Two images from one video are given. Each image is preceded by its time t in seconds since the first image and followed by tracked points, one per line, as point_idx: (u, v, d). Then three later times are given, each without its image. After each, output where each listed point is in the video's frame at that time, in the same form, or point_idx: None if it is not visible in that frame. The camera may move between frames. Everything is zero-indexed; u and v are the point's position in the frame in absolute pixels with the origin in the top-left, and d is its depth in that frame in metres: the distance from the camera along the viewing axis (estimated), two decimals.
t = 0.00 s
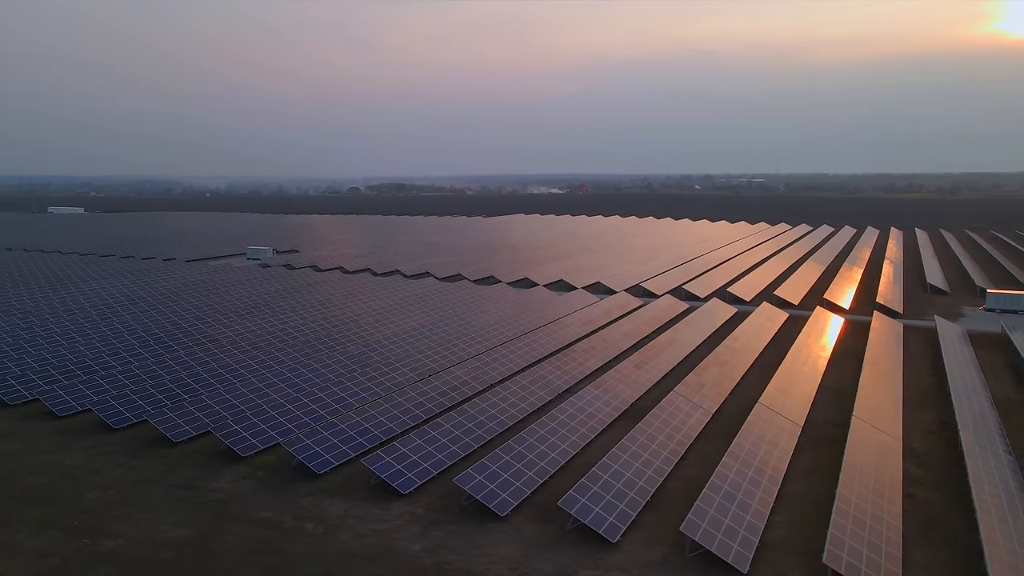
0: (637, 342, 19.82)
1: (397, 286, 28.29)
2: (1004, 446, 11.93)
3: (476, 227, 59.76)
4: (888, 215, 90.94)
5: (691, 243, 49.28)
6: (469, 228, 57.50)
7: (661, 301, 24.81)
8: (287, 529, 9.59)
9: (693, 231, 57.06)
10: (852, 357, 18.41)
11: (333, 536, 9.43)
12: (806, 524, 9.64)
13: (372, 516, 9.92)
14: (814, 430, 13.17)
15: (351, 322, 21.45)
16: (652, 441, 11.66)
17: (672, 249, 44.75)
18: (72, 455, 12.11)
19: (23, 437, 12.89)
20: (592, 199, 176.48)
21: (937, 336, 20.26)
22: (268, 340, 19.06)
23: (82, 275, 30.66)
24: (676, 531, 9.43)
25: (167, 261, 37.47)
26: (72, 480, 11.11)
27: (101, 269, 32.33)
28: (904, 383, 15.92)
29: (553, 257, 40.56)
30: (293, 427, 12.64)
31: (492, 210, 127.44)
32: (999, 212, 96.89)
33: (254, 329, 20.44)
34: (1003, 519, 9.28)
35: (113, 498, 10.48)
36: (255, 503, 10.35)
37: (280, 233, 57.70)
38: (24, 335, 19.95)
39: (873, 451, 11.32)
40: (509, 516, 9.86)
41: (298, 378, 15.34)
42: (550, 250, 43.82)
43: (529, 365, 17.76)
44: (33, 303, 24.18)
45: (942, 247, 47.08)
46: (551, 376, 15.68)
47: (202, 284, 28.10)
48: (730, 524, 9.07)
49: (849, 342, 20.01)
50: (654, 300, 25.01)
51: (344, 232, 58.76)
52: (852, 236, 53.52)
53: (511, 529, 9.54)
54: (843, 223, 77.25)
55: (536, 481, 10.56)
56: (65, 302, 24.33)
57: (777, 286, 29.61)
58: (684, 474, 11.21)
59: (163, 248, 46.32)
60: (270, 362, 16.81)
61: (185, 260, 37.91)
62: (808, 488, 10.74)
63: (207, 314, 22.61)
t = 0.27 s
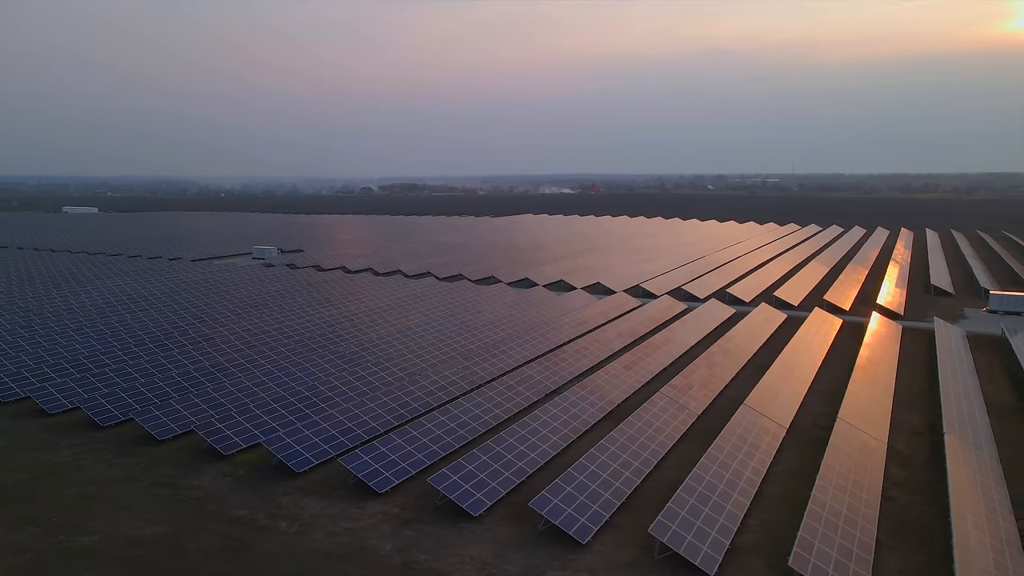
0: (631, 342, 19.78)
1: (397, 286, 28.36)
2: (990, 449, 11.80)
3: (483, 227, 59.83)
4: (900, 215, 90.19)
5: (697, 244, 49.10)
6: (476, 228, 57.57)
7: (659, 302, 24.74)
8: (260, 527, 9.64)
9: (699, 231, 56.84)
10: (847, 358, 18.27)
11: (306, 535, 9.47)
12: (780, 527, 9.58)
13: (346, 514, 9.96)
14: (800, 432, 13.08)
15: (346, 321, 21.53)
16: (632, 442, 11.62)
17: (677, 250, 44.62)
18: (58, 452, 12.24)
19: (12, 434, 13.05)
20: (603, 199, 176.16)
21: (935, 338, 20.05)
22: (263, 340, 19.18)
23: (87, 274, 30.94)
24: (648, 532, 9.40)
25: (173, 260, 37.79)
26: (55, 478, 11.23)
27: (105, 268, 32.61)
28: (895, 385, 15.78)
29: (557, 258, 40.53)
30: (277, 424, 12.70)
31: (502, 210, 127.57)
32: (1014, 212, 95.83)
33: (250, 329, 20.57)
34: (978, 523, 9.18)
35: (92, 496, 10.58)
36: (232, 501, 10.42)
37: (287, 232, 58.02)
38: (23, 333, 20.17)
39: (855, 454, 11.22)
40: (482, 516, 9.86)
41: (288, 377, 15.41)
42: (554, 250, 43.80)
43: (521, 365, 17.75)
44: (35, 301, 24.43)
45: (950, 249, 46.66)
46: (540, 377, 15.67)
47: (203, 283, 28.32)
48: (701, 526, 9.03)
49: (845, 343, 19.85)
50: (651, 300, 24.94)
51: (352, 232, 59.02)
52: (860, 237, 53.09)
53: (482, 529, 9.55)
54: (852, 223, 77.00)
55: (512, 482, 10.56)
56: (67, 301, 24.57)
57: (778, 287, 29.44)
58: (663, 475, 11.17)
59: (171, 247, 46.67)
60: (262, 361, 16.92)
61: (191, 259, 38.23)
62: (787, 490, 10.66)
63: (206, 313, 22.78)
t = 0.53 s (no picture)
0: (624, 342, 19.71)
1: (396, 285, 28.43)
2: (974, 453, 11.66)
3: (490, 227, 59.91)
4: (913, 215, 89.11)
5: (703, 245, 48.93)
6: (483, 228, 57.65)
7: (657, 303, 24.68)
8: (234, 525, 9.71)
9: (706, 232, 56.62)
10: (841, 360, 18.14)
11: (278, 533, 9.52)
12: (754, 529, 9.51)
13: (321, 513, 10.00)
14: (786, 433, 12.98)
15: (341, 321, 21.60)
16: (612, 443, 11.57)
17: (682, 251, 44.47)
18: (44, 449, 12.38)
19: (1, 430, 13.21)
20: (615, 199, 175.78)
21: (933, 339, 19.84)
22: (257, 339, 19.28)
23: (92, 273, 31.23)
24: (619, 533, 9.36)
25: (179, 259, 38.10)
26: (39, 474, 11.36)
27: (110, 267, 32.91)
28: (887, 386, 15.64)
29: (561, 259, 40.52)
30: (261, 421, 12.74)
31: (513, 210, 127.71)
32: None
33: (246, 328, 20.66)
34: (953, 527, 9.08)
35: (73, 493, 10.70)
36: (209, 498, 10.49)
37: (296, 232, 58.33)
38: (23, 331, 20.35)
39: (836, 457, 11.12)
40: (455, 515, 9.85)
41: (277, 375, 15.47)
42: (558, 250, 43.79)
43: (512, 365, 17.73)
44: (37, 300, 24.67)
45: (959, 250, 46.19)
46: (527, 378, 15.65)
47: (205, 282, 28.49)
48: (671, 528, 8.99)
49: (842, 345, 19.70)
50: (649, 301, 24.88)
51: (359, 232, 59.27)
52: (869, 237, 52.69)
53: (454, 528, 9.56)
54: (863, 224, 76.41)
55: (488, 481, 10.55)
56: (69, 300, 24.81)
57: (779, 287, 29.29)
58: (641, 476, 11.12)
59: (179, 246, 47.06)
60: (253, 359, 17.01)
61: (197, 258, 38.54)
62: (765, 492, 10.58)
63: (204, 312, 22.90)
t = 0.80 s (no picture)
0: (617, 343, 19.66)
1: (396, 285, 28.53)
2: (959, 455, 11.54)
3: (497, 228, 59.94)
4: (925, 216, 88.28)
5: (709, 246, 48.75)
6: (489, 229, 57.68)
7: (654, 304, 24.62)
8: (210, 523, 9.78)
9: (712, 234, 56.42)
10: (835, 361, 18.01)
11: (252, 531, 9.58)
12: (727, 531, 9.46)
13: (297, 511, 10.06)
14: (771, 434, 12.90)
15: (337, 320, 21.69)
16: (592, 444, 11.56)
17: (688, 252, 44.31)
18: (32, 446, 12.52)
19: None
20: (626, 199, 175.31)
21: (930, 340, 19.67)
22: (251, 338, 19.41)
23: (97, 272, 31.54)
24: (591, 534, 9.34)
25: (184, 258, 38.39)
26: (24, 471, 11.48)
27: (116, 266, 33.22)
28: (877, 388, 15.52)
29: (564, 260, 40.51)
30: (245, 420, 12.82)
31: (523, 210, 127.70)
32: None
33: (241, 327, 20.79)
34: (927, 532, 8.98)
35: (55, 489, 10.81)
36: (188, 496, 10.57)
37: (303, 232, 58.58)
38: (21, 328, 20.56)
39: (816, 459, 11.05)
40: (429, 515, 9.88)
41: (266, 375, 15.57)
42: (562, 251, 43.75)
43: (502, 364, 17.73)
44: (40, 298, 24.93)
45: (967, 250, 45.77)
46: (515, 380, 15.65)
47: (206, 281, 28.68)
48: (641, 529, 8.96)
49: (837, 346, 19.56)
50: (647, 302, 24.81)
51: (366, 232, 59.48)
52: (877, 239, 52.26)
53: (427, 528, 9.58)
54: (874, 224, 75.77)
55: (464, 481, 10.57)
56: (71, 298, 25.06)
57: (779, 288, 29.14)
58: (619, 477, 11.10)
59: (187, 246, 47.40)
60: (244, 359, 17.11)
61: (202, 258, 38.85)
62: (743, 494, 10.52)
63: (202, 311, 23.06)
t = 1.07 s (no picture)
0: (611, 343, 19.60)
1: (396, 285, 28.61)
2: (942, 458, 11.42)
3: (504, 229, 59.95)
4: (939, 216, 87.35)
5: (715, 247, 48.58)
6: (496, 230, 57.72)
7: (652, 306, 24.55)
8: (185, 521, 9.86)
9: (719, 235, 56.19)
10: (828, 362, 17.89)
11: (226, 528, 9.66)
12: (699, 533, 9.42)
13: (272, 510, 10.12)
14: (755, 436, 12.83)
15: (333, 320, 21.79)
16: (571, 445, 11.55)
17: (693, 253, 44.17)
18: (20, 443, 12.67)
19: None
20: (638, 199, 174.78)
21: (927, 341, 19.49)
22: (246, 336, 19.55)
23: (102, 271, 31.84)
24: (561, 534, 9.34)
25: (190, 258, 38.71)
26: (9, 467, 11.62)
27: (121, 266, 33.54)
28: (867, 389, 15.39)
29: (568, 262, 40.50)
30: (231, 418, 12.91)
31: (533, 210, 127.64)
32: None
33: (238, 326, 20.93)
34: (899, 535, 8.88)
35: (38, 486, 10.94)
36: (167, 494, 10.67)
37: (312, 232, 58.84)
38: (22, 326, 20.81)
39: (795, 462, 10.99)
40: (403, 514, 9.90)
41: (256, 373, 15.66)
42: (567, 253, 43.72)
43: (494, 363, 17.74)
44: (42, 296, 25.20)
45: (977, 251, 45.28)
46: (503, 380, 15.65)
47: (208, 279, 28.90)
48: (610, 530, 8.94)
49: (833, 347, 19.42)
50: (645, 303, 24.74)
51: (374, 232, 59.66)
52: (887, 240, 51.82)
53: (399, 527, 9.63)
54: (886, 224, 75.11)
55: (440, 480, 10.60)
56: (74, 296, 25.34)
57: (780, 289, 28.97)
58: (597, 477, 11.08)
59: (195, 246, 47.75)
60: (237, 357, 17.22)
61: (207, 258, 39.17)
62: (720, 495, 10.46)
63: (201, 310, 23.23)
